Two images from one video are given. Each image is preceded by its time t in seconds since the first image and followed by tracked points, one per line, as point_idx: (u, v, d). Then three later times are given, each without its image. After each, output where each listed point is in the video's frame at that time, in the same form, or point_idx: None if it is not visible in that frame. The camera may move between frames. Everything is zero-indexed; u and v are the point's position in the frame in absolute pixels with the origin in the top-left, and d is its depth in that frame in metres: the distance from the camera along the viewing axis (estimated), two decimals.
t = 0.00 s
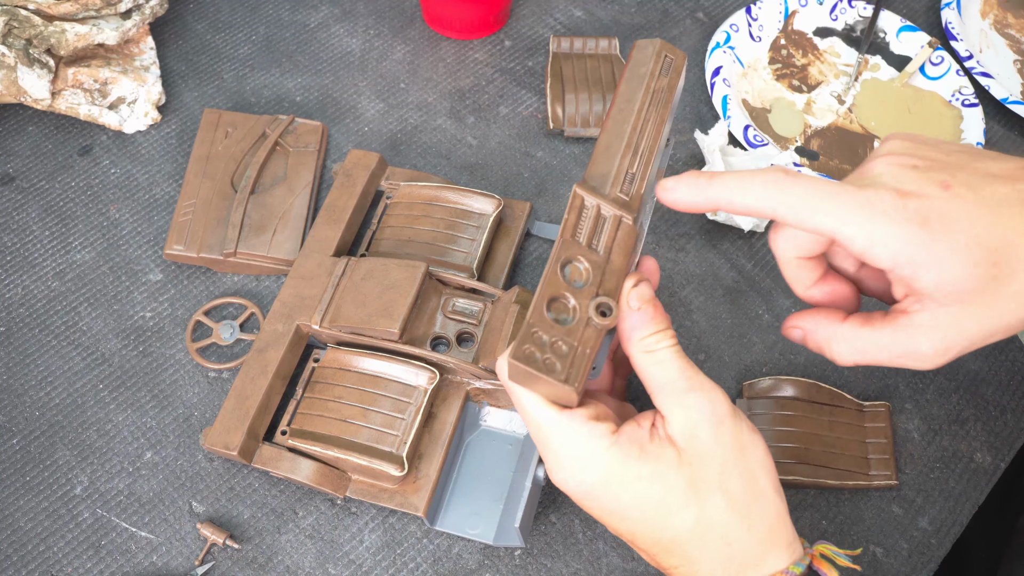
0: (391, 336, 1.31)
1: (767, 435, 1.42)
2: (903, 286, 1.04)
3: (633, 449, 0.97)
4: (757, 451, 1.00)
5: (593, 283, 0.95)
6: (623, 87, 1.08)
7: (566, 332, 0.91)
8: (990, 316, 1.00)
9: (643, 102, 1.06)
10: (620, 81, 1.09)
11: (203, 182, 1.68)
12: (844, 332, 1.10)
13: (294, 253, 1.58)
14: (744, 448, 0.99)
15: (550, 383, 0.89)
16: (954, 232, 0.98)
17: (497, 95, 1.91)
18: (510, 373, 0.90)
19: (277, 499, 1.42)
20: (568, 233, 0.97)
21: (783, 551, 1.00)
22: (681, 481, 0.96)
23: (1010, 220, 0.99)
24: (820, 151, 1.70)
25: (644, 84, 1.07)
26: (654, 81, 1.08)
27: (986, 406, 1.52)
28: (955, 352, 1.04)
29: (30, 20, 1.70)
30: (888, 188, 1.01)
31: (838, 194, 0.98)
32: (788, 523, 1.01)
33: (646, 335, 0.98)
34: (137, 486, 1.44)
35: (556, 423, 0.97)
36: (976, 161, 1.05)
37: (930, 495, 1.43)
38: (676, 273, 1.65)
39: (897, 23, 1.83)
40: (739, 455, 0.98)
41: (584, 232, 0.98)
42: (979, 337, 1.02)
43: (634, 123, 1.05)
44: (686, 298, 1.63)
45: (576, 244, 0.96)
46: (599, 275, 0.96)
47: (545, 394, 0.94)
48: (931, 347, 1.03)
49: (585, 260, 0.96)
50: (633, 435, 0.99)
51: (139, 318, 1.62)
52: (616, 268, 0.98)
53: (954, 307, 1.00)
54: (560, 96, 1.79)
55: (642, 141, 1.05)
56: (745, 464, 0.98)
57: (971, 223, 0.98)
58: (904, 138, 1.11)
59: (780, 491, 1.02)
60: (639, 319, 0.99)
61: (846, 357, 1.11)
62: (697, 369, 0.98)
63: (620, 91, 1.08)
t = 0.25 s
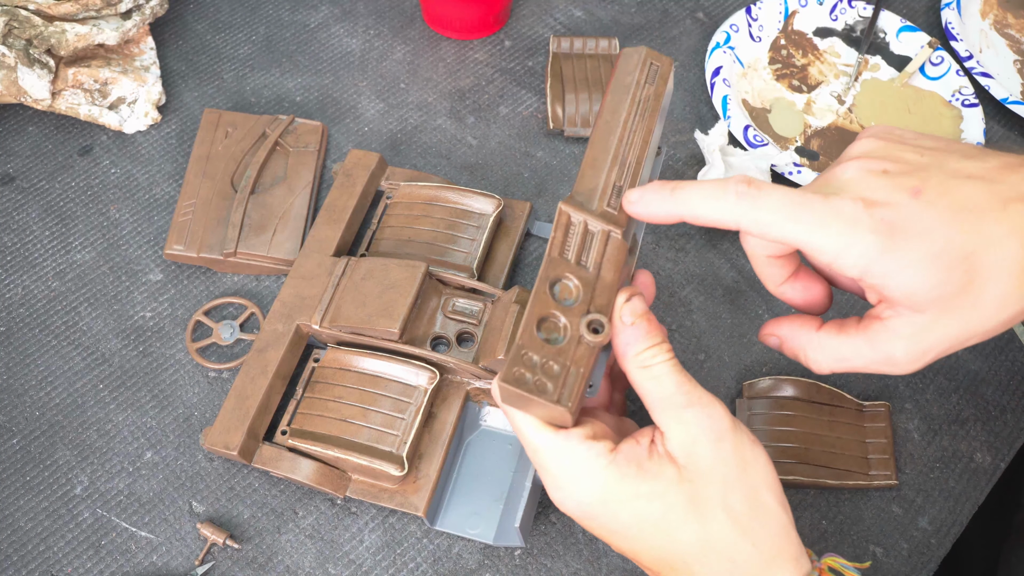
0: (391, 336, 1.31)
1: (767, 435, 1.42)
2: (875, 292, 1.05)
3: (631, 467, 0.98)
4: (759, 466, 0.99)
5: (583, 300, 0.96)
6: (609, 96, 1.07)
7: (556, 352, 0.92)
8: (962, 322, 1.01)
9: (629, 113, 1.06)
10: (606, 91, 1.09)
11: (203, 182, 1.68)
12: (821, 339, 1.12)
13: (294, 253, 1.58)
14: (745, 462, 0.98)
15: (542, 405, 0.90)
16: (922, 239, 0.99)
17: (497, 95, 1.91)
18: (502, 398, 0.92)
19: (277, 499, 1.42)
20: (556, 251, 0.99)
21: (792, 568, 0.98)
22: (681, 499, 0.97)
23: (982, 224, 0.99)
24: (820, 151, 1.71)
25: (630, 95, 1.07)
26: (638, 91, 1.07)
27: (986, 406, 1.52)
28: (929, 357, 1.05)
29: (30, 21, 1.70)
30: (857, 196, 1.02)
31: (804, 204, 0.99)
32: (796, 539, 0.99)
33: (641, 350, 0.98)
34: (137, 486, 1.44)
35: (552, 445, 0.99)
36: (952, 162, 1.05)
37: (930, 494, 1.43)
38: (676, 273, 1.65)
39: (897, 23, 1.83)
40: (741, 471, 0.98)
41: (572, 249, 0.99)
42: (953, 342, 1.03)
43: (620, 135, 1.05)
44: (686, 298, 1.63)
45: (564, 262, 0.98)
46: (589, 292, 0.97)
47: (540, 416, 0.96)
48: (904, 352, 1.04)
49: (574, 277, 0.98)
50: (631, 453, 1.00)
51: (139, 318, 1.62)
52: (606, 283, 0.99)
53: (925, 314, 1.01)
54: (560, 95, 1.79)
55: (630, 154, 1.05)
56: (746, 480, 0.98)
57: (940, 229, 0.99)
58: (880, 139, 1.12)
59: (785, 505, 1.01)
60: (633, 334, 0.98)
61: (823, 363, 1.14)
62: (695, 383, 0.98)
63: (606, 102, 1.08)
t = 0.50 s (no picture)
0: (391, 336, 1.31)
1: (766, 435, 1.43)
2: (878, 308, 1.04)
3: (640, 507, 0.97)
4: (771, 502, 0.97)
5: (588, 339, 0.98)
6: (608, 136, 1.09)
7: (562, 393, 0.93)
8: (965, 333, 1.00)
9: (628, 152, 1.07)
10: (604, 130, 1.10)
11: (203, 182, 1.67)
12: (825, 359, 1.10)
13: (294, 253, 1.58)
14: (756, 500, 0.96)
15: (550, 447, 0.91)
16: (923, 253, 0.98)
17: (497, 95, 1.91)
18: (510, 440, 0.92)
19: (277, 499, 1.42)
20: (559, 292, 1.00)
21: None
22: (691, 538, 0.95)
23: (981, 235, 1.00)
24: (820, 151, 1.71)
25: (628, 133, 1.07)
26: (637, 129, 1.08)
27: (986, 406, 1.52)
28: (935, 370, 1.04)
29: (30, 20, 1.70)
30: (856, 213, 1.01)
31: (804, 225, 0.99)
32: None
33: (647, 390, 0.98)
34: (137, 486, 1.44)
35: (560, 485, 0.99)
36: (948, 173, 1.06)
37: (930, 494, 1.43)
38: (676, 273, 1.65)
39: (897, 23, 1.83)
40: (752, 508, 0.95)
41: (576, 288, 1.01)
42: (957, 354, 1.02)
43: (621, 173, 1.06)
44: (686, 298, 1.63)
45: (568, 302, 1.00)
46: (593, 332, 0.99)
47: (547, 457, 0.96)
48: (909, 365, 1.03)
49: (578, 317, 0.99)
50: (640, 492, 0.98)
51: (139, 318, 1.62)
52: (611, 323, 1.01)
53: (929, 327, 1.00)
54: (560, 96, 1.79)
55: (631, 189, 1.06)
56: (758, 518, 0.95)
57: (940, 242, 0.99)
58: (876, 152, 1.11)
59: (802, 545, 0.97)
60: (640, 372, 0.99)
61: (829, 382, 1.12)
62: (700, 421, 0.98)
63: (605, 141, 1.09)
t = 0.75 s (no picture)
0: (391, 336, 1.31)
1: (766, 435, 1.43)
2: (870, 290, 1.03)
3: (646, 505, 0.97)
4: (774, 497, 0.97)
5: (587, 337, 0.97)
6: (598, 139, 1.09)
7: (565, 391, 0.92)
8: (957, 314, 1.00)
9: (618, 154, 1.07)
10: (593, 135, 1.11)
11: (203, 182, 1.67)
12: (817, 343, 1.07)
13: (294, 253, 1.58)
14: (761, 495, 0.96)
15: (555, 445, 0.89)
16: (915, 233, 0.97)
17: (497, 95, 1.91)
18: (514, 440, 0.91)
19: (277, 499, 1.42)
20: (557, 290, 1.00)
21: None
22: (698, 535, 0.94)
23: (970, 216, 1.00)
24: (820, 151, 1.71)
25: (617, 136, 1.08)
26: (627, 131, 1.09)
27: (986, 406, 1.52)
28: (926, 353, 1.03)
29: (30, 20, 1.70)
30: (848, 194, 1.00)
31: (796, 208, 0.98)
32: None
33: (649, 389, 0.99)
34: (137, 486, 1.44)
35: (566, 484, 0.98)
36: (937, 157, 1.06)
37: (930, 494, 1.43)
38: (676, 273, 1.65)
39: (897, 23, 1.83)
40: (757, 505, 0.96)
41: (574, 287, 1.01)
42: (948, 336, 1.01)
43: (612, 176, 1.06)
44: (686, 298, 1.63)
45: (566, 300, 0.99)
46: (593, 330, 0.98)
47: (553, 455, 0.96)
48: (902, 347, 1.01)
49: (577, 316, 0.99)
50: (646, 490, 0.98)
51: (139, 318, 1.62)
52: (610, 321, 1.00)
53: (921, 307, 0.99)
54: (560, 96, 1.79)
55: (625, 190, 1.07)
56: (763, 512, 0.96)
57: (931, 222, 0.98)
58: (865, 139, 1.11)
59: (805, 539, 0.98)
60: (640, 371, 1.00)
61: (821, 367, 1.09)
62: (702, 418, 0.99)
63: (595, 144, 1.09)
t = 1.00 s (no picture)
0: (392, 336, 1.31)
1: (765, 435, 1.43)
2: (864, 257, 1.00)
3: (644, 546, 0.97)
4: (771, 532, 0.99)
5: (578, 375, 0.97)
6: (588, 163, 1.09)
7: (556, 434, 0.93)
8: (949, 281, 0.97)
9: (605, 182, 1.06)
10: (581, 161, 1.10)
11: (203, 183, 1.67)
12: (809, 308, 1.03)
13: (294, 253, 1.58)
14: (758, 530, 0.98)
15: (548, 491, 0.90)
16: (909, 198, 0.96)
17: (497, 95, 1.91)
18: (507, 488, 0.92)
19: (277, 499, 1.42)
20: (546, 329, 1.00)
21: None
22: None
23: (965, 183, 0.98)
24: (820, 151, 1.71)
25: (606, 160, 1.07)
26: (613, 154, 1.08)
27: (986, 406, 1.52)
28: (915, 321, 1.00)
29: (30, 20, 1.70)
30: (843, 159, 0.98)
31: (791, 173, 0.96)
32: None
33: (644, 426, 0.99)
34: (137, 486, 1.44)
35: (564, 527, 0.98)
36: (932, 126, 1.04)
37: (930, 494, 1.43)
38: (676, 273, 1.65)
39: (897, 23, 1.83)
40: (755, 540, 0.97)
41: (563, 324, 1.00)
42: (940, 304, 0.99)
43: (600, 204, 1.05)
44: (686, 298, 1.63)
45: (555, 339, 0.99)
46: (584, 368, 0.98)
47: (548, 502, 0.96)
48: (894, 313, 0.99)
49: (568, 353, 0.99)
50: (643, 530, 0.99)
51: (139, 318, 1.62)
52: (602, 356, 0.99)
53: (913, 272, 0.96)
54: (560, 96, 1.79)
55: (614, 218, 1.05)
56: (761, 548, 0.97)
57: (926, 189, 0.96)
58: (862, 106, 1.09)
59: (801, 570, 1.00)
60: (634, 408, 0.99)
61: (812, 333, 1.05)
62: (698, 454, 0.98)
63: (583, 170, 1.09)
